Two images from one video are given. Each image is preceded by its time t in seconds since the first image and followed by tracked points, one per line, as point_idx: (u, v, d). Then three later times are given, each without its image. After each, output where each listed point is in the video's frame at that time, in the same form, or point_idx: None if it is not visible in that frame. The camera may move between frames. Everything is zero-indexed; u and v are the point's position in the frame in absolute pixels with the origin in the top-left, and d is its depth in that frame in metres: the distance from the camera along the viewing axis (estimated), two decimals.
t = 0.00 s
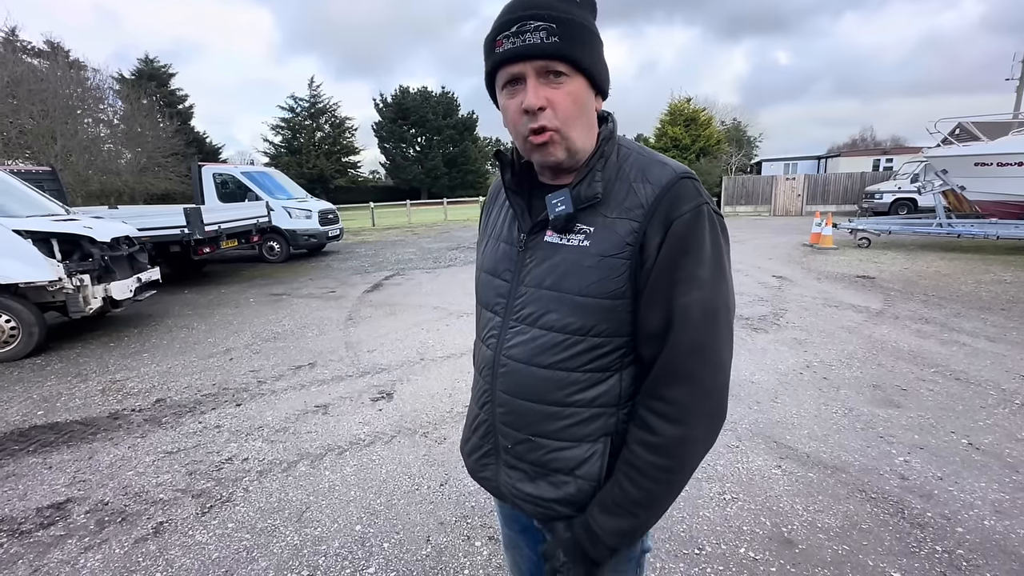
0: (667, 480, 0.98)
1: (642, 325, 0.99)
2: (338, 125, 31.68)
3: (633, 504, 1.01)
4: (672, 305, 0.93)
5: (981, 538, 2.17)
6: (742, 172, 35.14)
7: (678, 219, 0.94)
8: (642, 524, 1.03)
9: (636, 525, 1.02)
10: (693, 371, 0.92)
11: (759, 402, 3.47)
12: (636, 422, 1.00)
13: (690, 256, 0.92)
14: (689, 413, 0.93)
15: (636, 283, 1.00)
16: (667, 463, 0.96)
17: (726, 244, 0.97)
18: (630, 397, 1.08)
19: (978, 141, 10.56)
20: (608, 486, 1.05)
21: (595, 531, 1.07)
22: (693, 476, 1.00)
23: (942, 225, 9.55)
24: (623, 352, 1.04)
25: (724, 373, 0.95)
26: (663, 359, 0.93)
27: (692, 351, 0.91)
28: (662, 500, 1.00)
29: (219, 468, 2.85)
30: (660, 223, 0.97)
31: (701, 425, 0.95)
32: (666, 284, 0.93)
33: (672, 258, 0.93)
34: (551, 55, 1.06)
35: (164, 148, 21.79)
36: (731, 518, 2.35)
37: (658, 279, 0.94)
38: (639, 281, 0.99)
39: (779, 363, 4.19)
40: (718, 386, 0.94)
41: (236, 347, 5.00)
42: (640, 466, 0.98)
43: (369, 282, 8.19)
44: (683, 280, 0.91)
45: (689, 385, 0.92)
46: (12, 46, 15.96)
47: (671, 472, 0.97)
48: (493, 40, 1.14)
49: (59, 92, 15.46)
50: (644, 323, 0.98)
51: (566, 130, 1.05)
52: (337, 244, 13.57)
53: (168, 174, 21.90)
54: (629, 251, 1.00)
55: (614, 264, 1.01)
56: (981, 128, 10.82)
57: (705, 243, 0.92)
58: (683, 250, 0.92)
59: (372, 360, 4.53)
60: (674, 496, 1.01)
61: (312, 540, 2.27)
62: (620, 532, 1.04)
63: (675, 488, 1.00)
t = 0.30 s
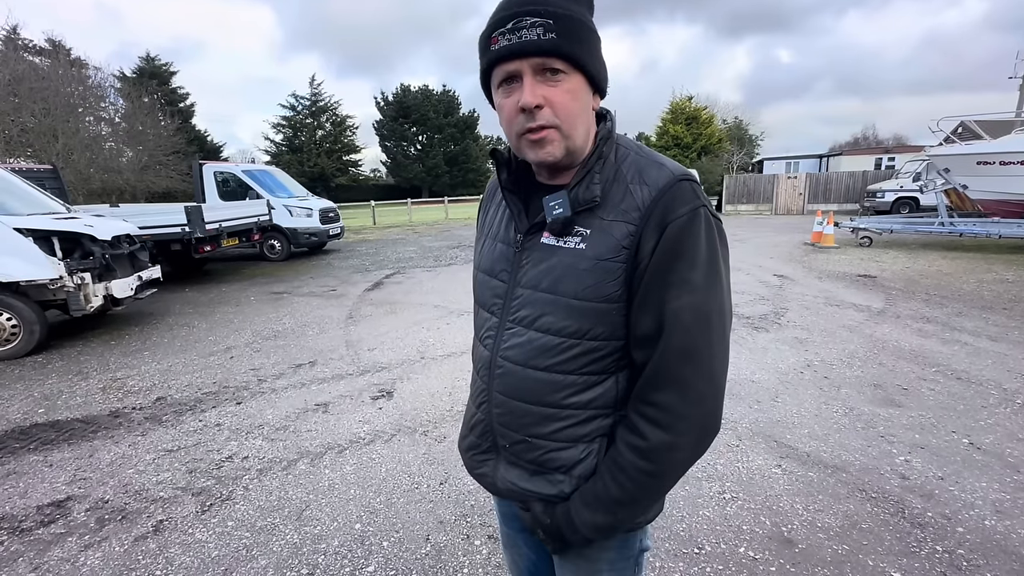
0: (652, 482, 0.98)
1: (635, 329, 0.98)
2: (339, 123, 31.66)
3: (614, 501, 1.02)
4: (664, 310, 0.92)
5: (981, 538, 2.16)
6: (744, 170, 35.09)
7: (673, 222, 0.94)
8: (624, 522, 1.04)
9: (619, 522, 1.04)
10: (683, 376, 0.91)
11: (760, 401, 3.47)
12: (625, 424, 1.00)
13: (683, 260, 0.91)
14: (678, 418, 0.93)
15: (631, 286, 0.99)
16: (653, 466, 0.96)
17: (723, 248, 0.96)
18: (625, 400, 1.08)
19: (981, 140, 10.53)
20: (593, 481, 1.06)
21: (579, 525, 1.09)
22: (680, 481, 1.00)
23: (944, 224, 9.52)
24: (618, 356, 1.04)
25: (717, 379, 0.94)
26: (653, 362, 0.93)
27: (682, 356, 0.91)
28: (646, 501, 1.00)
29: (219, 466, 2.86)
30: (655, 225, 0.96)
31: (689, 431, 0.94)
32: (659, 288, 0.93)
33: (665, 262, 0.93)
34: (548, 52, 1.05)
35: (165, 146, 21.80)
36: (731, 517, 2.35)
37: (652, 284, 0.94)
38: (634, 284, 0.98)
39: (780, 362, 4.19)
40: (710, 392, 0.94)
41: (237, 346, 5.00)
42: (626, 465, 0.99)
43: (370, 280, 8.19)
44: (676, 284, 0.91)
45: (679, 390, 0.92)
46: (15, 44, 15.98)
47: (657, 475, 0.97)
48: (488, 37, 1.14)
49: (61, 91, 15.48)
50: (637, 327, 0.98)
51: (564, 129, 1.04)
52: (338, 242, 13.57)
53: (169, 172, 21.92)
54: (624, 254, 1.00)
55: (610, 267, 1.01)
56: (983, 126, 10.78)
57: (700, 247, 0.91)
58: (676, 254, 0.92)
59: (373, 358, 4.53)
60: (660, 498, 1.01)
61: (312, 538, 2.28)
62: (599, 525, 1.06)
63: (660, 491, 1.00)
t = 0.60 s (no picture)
0: (652, 479, 0.98)
1: (636, 327, 0.98)
2: (340, 121, 31.64)
3: (615, 499, 1.02)
4: (667, 309, 0.92)
5: (983, 537, 2.16)
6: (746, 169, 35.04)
7: (677, 220, 0.93)
8: (622, 517, 1.04)
9: (617, 518, 1.04)
10: (687, 376, 0.91)
11: (761, 400, 3.47)
12: (627, 422, 1.00)
13: (687, 259, 0.91)
14: (680, 417, 0.93)
15: (633, 285, 0.99)
16: (653, 464, 0.96)
17: (726, 247, 0.96)
18: (625, 398, 1.08)
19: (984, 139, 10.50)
20: (593, 477, 1.07)
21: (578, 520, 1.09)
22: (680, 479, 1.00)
23: (947, 223, 9.50)
24: (620, 354, 1.04)
25: (719, 378, 0.94)
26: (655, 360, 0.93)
27: (686, 355, 0.90)
28: (645, 498, 1.01)
29: (221, 463, 2.86)
30: (658, 224, 0.96)
31: (690, 430, 0.94)
32: (662, 287, 0.93)
33: (668, 261, 0.92)
34: (545, 49, 1.04)
35: (167, 144, 21.81)
36: (733, 515, 2.35)
37: (655, 282, 0.94)
38: (636, 282, 0.98)
39: (781, 361, 4.18)
40: (713, 392, 0.94)
41: (238, 343, 5.00)
42: (626, 462, 0.99)
43: (371, 278, 8.19)
44: (679, 283, 0.91)
45: (681, 389, 0.92)
46: (17, 42, 15.98)
47: (657, 473, 0.97)
48: (489, 33, 1.14)
49: (62, 88, 15.49)
50: (638, 326, 0.98)
51: (560, 128, 1.04)
52: (339, 240, 13.58)
53: (171, 170, 21.94)
54: (626, 252, 0.99)
55: (611, 265, 1.00)
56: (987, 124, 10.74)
57: (704, 246, 0.91)
58: (679, 253, 0.92)
59: (374, 356, 4.54)
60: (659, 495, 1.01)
61: (313, 535, 2.28)
62: (597, 520, 1.07)
63: (660, 488, 1.00)
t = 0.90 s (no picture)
0: (648, 473, 0.97)
1: (634, 321, 0.98)
2: (342, 119, 31.63)
3: (613, 493, 1.02)
4: (665, 303, 0.91)
5: (986, 536, 2.16)
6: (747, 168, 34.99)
7: (676, 213, 0.93)
8: (618, 513, 1.04)
9: (613, 513, 1.04)
10: (684, 370, 0.91)
11: (763, 399, 3.46)
12: (624, 417, 1.00)
13: (685, 253, 0.91)
14: (676, 411, 0.93)
15: (632, 279, 0.99)
16: (650, 459, 0.96)
17: (725, 242, 0.95)
18: (623, 394, 1.07)
19: (987, 138, 10.47)
20: (590, 473, 1.06)
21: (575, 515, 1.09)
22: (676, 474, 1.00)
23: (950, 221, 9.48)
24: (617, 349, 1.03)
25: (716, 373, 0.94)
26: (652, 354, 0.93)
27: (683, 350, 0.90)
28: (642, 493, 1.00)
29: (223, 461, 2.86)
30: (657, 217, 0.95)
31: (686, 425, 0.94)
32: (660, 281, 0.92)
33: (666, 255, 0.92)
34: (535, 50, 1.03)
35: (168, 143, 21.82)
36: (734, 513, 2.35)
37: (653, 276, 0.93)
38: (634, 275, 0.98)
39: (783, 359, 4.17)
40: (709, 386, 0.93)
41: (240, 341, 5.01)
42: (622, 457, 0.99)
43: (372, 277, 8.20)
44: (678, 277, 0.90)
45: (677, 383, 0.91)
46: (19, 41, 16.00)
47: (653, 468, 0.97)
48: (486, 32, 1.14)
49: (64, 87, 15.51)
50: (636, 320, 0.97)
51: (552, 127, 1.04)
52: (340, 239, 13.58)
53: (173, 169, 21.97)
54: (625, 245, 0.99)
55: (610, 259, 1.00)
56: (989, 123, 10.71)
57: (702, 240, 0.91)
58: (677, 247, 0.91)
59: (375, 354, 4.54)
60: (655, 490, 1.01)
61: (315, 533, 2.28)
62: (596, 517, 1.06)
63: (656, 484, 1.00)
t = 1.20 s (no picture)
0: (648, 475, 0.97)
1: (634, 321, 0.97)
2: (343, 118, 31.63)
3: (615, 497, 1.01)
4: (664, 303, 0.91)
5: (987, 536, 2.16)
6: (748, 167, 34.93)
7: (675, 213, 0.93)
8: (623, 519, 1.02)
9: (617, 518, 1.02)
10: (683, 373, 0.91)
11: (764, 398, 3.46)
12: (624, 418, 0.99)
13: (684, 253, 0.91)
14: (677, 413, 0.93)
15: (630, 279, 0.99)
16: (650, 460, 0.96)
17: (725, 242, 0.95)
18: (622, 393, 1.07)
19: (990, 137, 10.45)
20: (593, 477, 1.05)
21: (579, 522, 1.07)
22: (678, 476, 0.99)
23: (952, 220, 9.45)
24: (615, 348, 1.03)
25: (716, 374, 0.94)
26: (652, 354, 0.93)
27: (682, 350, 0.90)
28: (645, 496, 0.99)
29: (225, 459, 2.87)
30: (656, 217, 0.95)
31: (686, 425, 0.94)
32: (660, 281, 0.92)
33: (665, 255, 0.92)
34: (514, 59, 1.02)
35: (170, 142, 21.83)
36: (735, 513, 2.35)
37: (651, 277, 0.93)
38: (633, 276, 0.98)
39: (784, 359, 4.17)
40: (710, 386, 0.93)
41: (241, 340, 5.01)
42: (622, 458, 0.99)
43: (374, 275, 8.20)
44: (677, 277, 0.90)
45: (676, 383, 0.91)
46: (21, 39, 16.04)
47: (655, 469, 0.97)
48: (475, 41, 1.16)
49: (66, 85, 15.52)
50: (636, 320, 0.97)
51: (536, 131, 1.04)
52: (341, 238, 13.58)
53: (174, 167, 22.01)
54: (624, 245, 0.99)
55: (608, 258, 1.00)
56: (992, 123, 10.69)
57: (702, 240, 0.91)
58: (676, 247, 0.91)
59: (376, 353, 4.55)
60: (657, 494, 1.00)
61: (317, 531, 2.29)
62: (602, 526, 1.04)
63: (658, 486, 0.99)
